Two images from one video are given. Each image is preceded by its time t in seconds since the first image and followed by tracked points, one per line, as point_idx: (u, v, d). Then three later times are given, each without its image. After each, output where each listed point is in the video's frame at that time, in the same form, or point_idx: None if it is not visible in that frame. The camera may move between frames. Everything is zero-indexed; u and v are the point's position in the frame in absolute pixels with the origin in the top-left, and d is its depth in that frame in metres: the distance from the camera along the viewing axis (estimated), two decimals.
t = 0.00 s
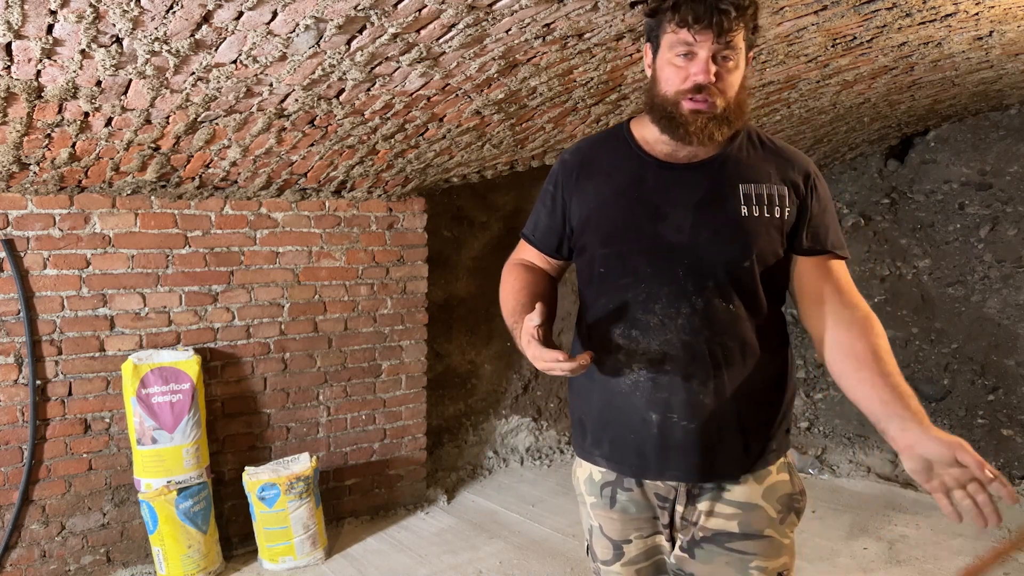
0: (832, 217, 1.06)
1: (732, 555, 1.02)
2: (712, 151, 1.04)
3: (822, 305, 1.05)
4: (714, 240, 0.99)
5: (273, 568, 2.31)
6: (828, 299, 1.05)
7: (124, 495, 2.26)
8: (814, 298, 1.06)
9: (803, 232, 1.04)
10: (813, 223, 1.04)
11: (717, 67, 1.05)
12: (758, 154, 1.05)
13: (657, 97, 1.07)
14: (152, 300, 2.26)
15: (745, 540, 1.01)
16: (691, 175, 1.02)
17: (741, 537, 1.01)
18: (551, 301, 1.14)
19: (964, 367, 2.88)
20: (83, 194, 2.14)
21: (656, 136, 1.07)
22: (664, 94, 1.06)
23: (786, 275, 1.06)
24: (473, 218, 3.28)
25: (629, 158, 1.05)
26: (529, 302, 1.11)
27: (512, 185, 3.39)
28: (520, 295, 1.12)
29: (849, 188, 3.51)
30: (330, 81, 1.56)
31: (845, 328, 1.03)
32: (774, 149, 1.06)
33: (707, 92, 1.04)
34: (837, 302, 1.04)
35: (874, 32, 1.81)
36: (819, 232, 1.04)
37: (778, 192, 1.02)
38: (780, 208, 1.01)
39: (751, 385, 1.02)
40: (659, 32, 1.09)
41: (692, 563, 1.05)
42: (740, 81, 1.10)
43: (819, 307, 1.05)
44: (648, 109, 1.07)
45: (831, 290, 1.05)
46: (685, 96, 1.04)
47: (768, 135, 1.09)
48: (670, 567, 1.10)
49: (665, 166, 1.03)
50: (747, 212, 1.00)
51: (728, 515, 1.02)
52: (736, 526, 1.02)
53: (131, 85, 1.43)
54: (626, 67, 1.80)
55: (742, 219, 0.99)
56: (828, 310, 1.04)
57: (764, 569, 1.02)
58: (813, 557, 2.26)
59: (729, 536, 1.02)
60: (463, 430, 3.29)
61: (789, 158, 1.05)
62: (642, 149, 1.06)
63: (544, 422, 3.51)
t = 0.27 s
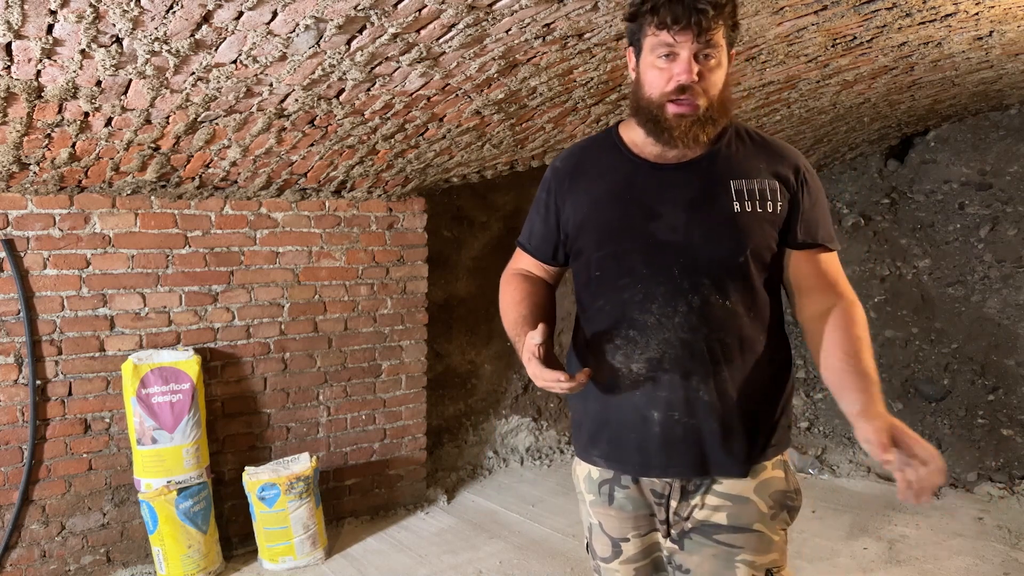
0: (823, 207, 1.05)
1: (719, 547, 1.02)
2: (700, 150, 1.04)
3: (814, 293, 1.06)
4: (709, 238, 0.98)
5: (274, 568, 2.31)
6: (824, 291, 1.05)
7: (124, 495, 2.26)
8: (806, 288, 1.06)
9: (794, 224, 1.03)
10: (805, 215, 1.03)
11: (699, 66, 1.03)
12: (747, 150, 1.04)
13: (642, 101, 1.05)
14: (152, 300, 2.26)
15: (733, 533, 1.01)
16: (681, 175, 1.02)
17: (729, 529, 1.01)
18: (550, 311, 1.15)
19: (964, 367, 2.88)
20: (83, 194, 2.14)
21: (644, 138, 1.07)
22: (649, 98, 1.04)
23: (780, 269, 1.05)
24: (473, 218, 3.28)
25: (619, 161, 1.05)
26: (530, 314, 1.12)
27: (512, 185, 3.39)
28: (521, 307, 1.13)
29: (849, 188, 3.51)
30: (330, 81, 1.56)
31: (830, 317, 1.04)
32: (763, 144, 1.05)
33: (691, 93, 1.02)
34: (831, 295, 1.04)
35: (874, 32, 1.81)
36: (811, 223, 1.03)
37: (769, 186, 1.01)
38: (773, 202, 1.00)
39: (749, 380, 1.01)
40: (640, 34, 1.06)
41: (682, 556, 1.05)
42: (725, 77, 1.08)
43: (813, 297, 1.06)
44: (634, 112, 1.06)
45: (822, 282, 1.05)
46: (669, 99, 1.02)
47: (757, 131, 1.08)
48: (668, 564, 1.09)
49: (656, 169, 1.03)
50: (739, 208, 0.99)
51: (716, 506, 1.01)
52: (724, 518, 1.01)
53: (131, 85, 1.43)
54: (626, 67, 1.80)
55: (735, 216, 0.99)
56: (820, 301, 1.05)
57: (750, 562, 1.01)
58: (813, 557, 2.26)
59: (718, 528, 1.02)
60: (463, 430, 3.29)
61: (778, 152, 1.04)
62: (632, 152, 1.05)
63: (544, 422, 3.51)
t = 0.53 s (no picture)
0: (821, 204, 1.00)
1: (710, 551, 1.00)
2: (694, 151, 1.02)
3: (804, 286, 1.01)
4: (697, 235, 0.97)
5: (273, 568, 2.31)
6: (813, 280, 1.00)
7: (124, 495, 2.26)
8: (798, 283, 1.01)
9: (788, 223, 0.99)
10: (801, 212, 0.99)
11: (689, 67, 1.03)
12: (741, 149, 1.02)
13: (633, 103, 1.06)
14: (152, 300, 2.26)
15: (724, 537, 0.99)
16: (672, 175, 1.01)
17: (720, 533, 0.99)
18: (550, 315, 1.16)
19: (964, 367, 2.89)
20: (84, 194, 2.14)
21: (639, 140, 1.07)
22: (639, 100, 1.05)
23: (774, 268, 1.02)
24: (473, 218, 3.28)
25: (612, 163, 1.05)
26: (530, 316, 1.14)
27: (512, 185, 3.39)
28: (520, 310, 1.15)
29: (849, 188, 3.51)
30: (330, 81, 1.56)
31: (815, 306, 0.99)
32: (759, 143, 1.03)
33: (681, 94, 1.02)
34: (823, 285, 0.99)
35: (873, 32, 1.81)
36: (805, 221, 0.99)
37: (761, 185, 0.98)
38: (764, 202, 0.97)
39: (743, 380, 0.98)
40: (629, 37, 1.07)
41: (674, 559, 1.04)
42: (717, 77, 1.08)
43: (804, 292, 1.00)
44: (626, 115, 1.07)
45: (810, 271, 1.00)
46: (659, 101, 1.02)
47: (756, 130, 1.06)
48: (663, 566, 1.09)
49: (647, 169, 1.02)
50: (729, 207, 0.97)
51: (706, 508, 1.00)
52: (715, 522, 1.00)
53: (131, 85, 1.43)
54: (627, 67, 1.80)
55: (724, 214, 0.97)
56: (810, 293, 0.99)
57: (743, 567, 0.99)
58: (813, 557, 2.27)
59: (708, 532, 1.00)
60: (463, 430, 3.29)
61: (773, 151, 1.01)
62: (625, 154, 1.06)
63: (543, 422, 3.51)
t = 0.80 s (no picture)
0: (818, 199, 0.98)
1: (706, 554, 0.99)
2: (688, 151, 1.01)
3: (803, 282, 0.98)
4: (688, 239, 0.96)
5: (273, 568, 2.31)
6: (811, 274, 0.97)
7: (124, 495, 2.26)
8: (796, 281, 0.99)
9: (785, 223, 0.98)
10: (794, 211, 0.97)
11: (688, 69, 1.02)
12: (735, 148, 1.00)
13: (633, 104, 1.04)
14: (152, 300, 2.26)
15: (720, 541, 0.98)
16: (664, 177, 1.00)
17: (717, 537, 0.99)
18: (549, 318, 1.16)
19: (964, 367, 2.89)
20: (83, 194, 2.14)
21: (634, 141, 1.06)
22: (638, 101, 1.03)
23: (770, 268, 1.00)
24: (473, 218, 3.28)
25: (606, 165, 1.05)
26: (527, 319, 1.14)
27: (512, 185, 3.39)
28: (518, 312, 1.15)
29: (849, 188, 3.51)
30: (330, 81, 1.56)
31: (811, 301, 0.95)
32: (754, 141, 1.01)
33: (682, 95, 1.00)
34: (821, 277, 0.96)
35: (873, 32, 1.81)
36: (799, 217, 0.97)
37: (754, 185, 0.96)
38: (757, 202, 0.96)
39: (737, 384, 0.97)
40: (628, 39, 1.05)
41: (670, 562, 1.04)
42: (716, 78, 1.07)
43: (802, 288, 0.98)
44: (624, 116, 1.06)
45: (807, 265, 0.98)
46: (659, 102, 1.00)
47: (752, 127, 1.04)
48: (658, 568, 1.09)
49: (640, 171, 1.02)
50: (720, 210, 0.96)
51: (703, 511, 0.99)
52: (712, 525, 0.99)
53: (131, 85, 1.43)
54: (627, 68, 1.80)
55: (715, 217, 0.96)
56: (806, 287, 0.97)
57: (739, 572, 0.98)
58: (813, 557, 2.27)
59: (705, 535, 1.00)
60: (463, 430, 3.29)
61: (768, 149, 1.00)
62: (620, 156, 1.05)
63: (543, 422, 3.51)
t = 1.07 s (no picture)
0: (818, 198, 0.95)
1: (707, 564, 0.99)
2: (685, 150, 1.00)
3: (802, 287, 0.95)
4: (680, 241, 0.95)
5: (273, 568, 2.31)
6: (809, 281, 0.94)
7: (124, 495, 2.26)
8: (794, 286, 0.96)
9: (786, 226, 0.95)
10: (794, 210, 0.94)
11: (684, 64, 1.01)
12: (732, 146, 0.98)
13: (628, 101, 1.03)
14: (152, 300, 2.26)
15: (722, 551, 0.98)
16: (660, 176, 0.99)
17: (718, 547, 0.98)
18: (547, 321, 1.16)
19: (964, 367, 2.89)
20: (84, 194, 2.14)
21: (632, 141, 1.05)
22: (633, 97, 1.03)
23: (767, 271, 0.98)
24: (473, 218, 3.28)
25: (603, 166, 1.05)
26: (524, 320, 1.14)
27: (512, 185, 3.39)
28: (515, 313, 1.15)
29: (849, 187, 3.51)
30: (330, 81, 1.56)
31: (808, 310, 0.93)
32: (753, 139, 0.99)
33: (677, 90, 0.99)
34: (819, 284, 0.93)
35: (873, 32, 1.81)
36: (798, 219, 0.94)
37: (751, 185, 0.94)
38: (752, 202, 0.94)
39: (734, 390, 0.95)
40: (623, 34, 1.05)
41: (670, 568, 1.04)
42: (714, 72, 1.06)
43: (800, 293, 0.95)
44: (620, 114, 1.06)
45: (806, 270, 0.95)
46: (654, 98, 1.00)
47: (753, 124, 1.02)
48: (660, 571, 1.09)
49: (635, 170, 1.01)
50: (714, 210, 0.94)
51: (702, 521, 0.99)
52: (713, 535, 0.98)
53: (131, 85, 1.43)
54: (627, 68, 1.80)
55: (710, 218, 0.94)
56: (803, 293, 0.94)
57: None
58: (813, 557, 2.27)
59: (706, 544, 0.99)
60: (463, 430, 3.29)
61: (767, 146, 0.97)
62: (616, 156, 1.05)
63: (543, 422, 3.51)
